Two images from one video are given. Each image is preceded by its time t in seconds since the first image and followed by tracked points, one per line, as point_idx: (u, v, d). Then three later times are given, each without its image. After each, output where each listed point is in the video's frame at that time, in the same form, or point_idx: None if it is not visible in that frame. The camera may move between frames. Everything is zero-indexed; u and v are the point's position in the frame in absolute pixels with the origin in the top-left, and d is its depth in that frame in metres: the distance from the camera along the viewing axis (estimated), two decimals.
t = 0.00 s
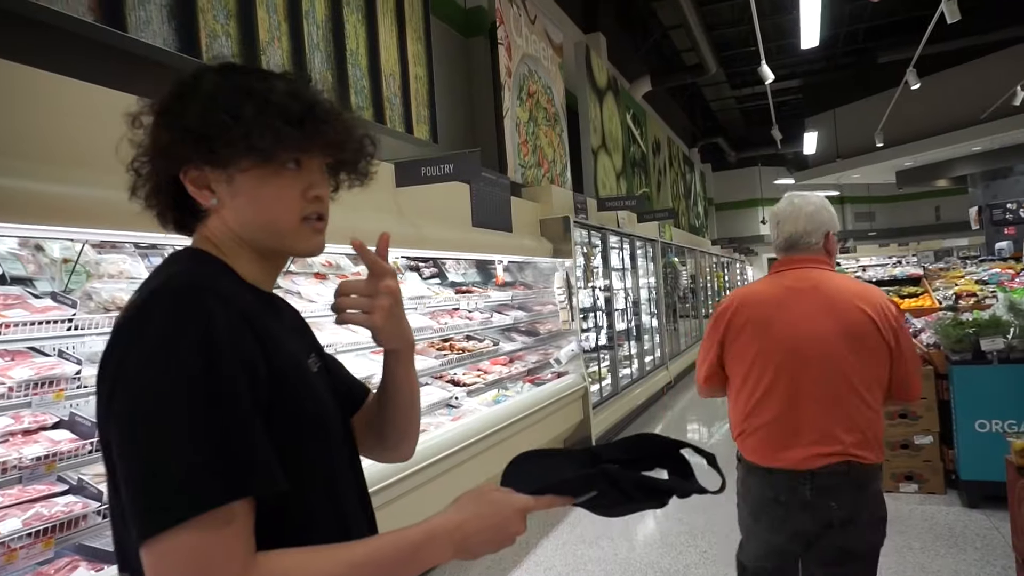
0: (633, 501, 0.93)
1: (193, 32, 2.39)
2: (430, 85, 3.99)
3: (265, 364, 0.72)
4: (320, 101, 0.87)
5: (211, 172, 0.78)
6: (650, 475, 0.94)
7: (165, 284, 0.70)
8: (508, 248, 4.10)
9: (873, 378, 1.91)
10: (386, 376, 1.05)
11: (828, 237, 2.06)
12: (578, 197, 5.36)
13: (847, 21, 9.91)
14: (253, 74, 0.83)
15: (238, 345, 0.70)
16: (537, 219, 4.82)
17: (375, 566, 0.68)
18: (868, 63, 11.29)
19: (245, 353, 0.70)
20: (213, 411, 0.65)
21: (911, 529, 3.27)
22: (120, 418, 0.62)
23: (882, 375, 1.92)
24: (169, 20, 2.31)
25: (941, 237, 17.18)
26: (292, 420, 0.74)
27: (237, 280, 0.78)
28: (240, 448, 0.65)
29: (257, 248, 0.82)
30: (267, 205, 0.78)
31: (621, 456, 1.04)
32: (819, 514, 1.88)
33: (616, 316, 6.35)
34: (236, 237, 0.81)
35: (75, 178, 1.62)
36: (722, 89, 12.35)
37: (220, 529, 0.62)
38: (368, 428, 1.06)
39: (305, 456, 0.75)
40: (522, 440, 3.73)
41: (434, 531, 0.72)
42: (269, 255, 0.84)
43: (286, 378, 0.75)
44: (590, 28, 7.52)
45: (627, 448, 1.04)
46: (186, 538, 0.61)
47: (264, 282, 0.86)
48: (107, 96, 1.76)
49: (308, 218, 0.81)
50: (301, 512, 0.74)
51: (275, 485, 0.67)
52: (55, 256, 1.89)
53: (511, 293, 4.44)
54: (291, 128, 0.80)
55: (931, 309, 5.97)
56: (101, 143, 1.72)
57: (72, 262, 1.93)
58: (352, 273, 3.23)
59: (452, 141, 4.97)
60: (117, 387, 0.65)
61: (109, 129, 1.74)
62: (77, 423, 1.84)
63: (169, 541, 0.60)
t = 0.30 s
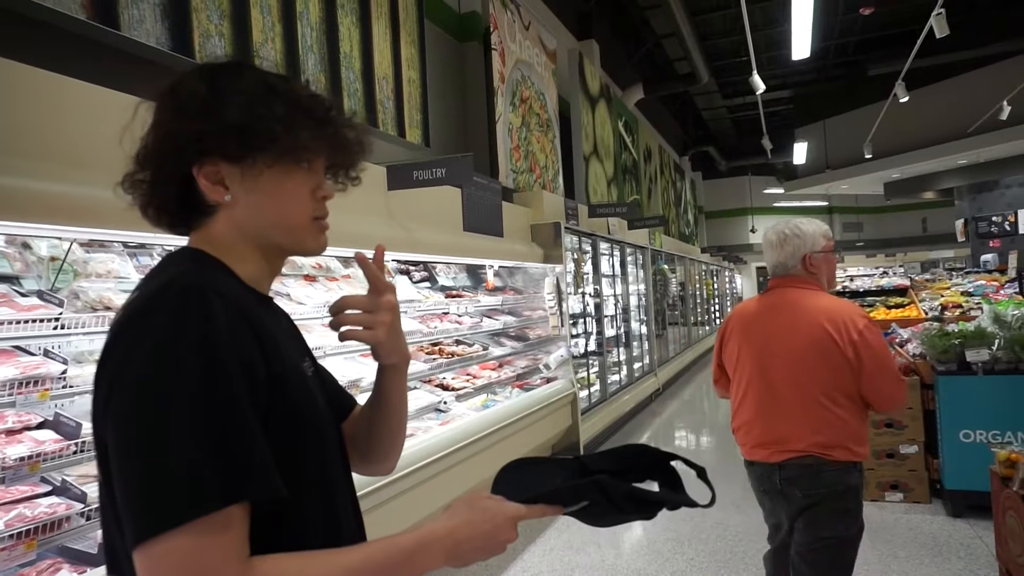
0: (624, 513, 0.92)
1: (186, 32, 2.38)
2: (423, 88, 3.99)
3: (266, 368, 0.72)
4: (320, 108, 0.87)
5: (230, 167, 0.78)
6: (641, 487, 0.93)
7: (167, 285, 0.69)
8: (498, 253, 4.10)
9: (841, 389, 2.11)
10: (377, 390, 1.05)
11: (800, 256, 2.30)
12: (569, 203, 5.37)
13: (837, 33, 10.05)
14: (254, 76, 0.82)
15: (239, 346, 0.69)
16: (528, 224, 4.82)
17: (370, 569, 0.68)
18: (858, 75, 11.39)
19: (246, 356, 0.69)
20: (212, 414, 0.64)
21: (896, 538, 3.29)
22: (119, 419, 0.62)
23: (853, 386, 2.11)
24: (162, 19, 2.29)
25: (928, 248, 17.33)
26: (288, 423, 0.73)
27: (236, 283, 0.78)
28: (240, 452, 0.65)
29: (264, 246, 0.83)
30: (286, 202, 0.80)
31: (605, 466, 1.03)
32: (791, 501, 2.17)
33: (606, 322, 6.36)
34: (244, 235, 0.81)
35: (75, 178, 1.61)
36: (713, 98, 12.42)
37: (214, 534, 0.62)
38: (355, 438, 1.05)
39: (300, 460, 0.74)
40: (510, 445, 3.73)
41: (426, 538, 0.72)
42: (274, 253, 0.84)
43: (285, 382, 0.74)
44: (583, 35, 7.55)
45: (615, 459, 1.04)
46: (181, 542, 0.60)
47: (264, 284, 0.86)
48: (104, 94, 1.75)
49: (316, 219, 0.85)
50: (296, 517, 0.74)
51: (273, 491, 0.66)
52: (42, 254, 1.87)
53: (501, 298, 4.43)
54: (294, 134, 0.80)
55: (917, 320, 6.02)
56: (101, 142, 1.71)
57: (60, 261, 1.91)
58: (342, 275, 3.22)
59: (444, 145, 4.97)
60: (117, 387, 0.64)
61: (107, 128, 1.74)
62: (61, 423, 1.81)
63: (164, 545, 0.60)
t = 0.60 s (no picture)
0: (611, 508, 0.91)
1: (170, 31, 2.36)
2: (409, 89, 3.98)
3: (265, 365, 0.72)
4: (315, 106, 0.87)
5: (236, 162, 0.77)
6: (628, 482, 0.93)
7: (166, 282, 0.68)
8: (485, 253, 4.10)
9: (809, 363, 2.25)
10: (367, 387, 1.05)
11: (778, 249, 2.46)
12: (555, 204, 5.38)
13: (820, 36, 10.17)
14: (251, 73, 0.82)
15: (239, 346, 0.69)
16: (514, 224, 4.83)
17: (366, 567, 0.69)
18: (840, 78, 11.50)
19: (246, 354, 0.69)
20: (213, 413, 0.64)
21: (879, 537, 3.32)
22: (118, 418, 0.61)
23: (817, 357, 2.23)
24: (145, 16, 2.27)
25: (909, 250, 17.54)
26: (287, 421, 0.73)
27: (233, 282, 0.77)
28: (239, 453, 0.64)
29: (262, 244, 0.82)
30: (289, 199, 0.80)
31: (591, 461, 1.03)
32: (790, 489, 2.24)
33: (591, 322, 6.38)
34: (244, 232, 0.80)
35: (72, 179, 1.62)
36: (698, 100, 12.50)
37: (213, 535, 0.61)
38: (344, 437, 1.05)
39: (298, 459, 0.74)
40: (496, 446, 3.72)
41: (420, 536, 0.72)
42: (270, 251, 0.84)
43: (282, 379, 0.74)
44: (569, 37, 7.57)
45: (601, 454, 1.04)
46: (179, 543, 0.60)
47: (255, 283, 0.85)
48: (98, 96, 1.76)
49: (312, 216, 0.85)
50: (295, 516, 0.73)
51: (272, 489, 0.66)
52: (22, 254, 1.83)
53: (487, 298, 4.42)
54: (295, 132, 0.80)
55: (898, 320, 6.08)
56: (97, 144, 1.73)
57: (40, 261, 1.87)
58: (327, 275, 3.19)
59: (430, 146, 4.97)
60: (116, 387, 0.64)
61: (100, 128, 1.74)
62: (42, 425, 1.79)
63: (162, 546, 0.60)
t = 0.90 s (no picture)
0: (603, 508, 0.92)
1: (158, 30, 2.35)
2: (397, 90, 3.98)
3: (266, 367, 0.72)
4: (310, 108, 0.88)
5: (240, 161, 0.78)
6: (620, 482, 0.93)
7: (168, 285, 0.68)
8: (472, 254, 4.11)
9: (801, 368, 2.30)
10: (362, 389, 1.05)
11: (790, 253, 2.44)
12: (542, 205, 5.39)
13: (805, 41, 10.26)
14: (251, 74, 0.82)
15: (241, 348, 0.69)
16: (502, 226, 4.83)
17: (365, 567, 0.69)
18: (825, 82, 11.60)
19: (247, 357, 0.69)
20: (216, 416, 0.64)
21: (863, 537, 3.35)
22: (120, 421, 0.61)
23: (811, 350, 2.27)
24: (132, 15, 2.26)
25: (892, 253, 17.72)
26: (288, 422, 0.73)
27: (232, 282, 0.77)
28: (241, 455, 0.64)
29: (264, 243, 0.83)
30: (290, 198, 0.82)
31: (582, 461, 1.04)
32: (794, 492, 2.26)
33: (578, 324, 6.39)
34: (245, 231, 0.81)
35: (62, 179, 1.60)
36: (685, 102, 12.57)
37: (216, 537, 0.62)
38: (337, 438, 1.05)
39: (298, 460, 0.74)
40: (484, 447, 3.72)
41: (417, 535, 0.73)
42: (269, 251, 0.85)
43: (283, 381, 0.74)
44: (557, 39, 7.59)
45: (592, 453, 1.05)
46: (181, 545, 0.60)
47: (252, 281, 0.85)
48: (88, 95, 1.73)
49: (308, 214, 0.87)
50: (295, 516, 0.74)
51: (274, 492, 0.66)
52: (6, 254, 1.81)
53: (475, 300, 4.42)
54: (294, 132, 0.81)
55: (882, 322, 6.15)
56: (86, 144, 1.70)
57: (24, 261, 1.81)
58: (314, 276, 3.18)
59: (417, 146, 4.96)
60: (119, 389, 0.64)
61: (89, 127, 1.72)
62: (26, 427, 1.76)
63: (165, 548, 0.60)
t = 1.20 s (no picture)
0: (590, 503, 0.93)
1: (136, 24, 2.32)
2: (379, 87, 3.96)
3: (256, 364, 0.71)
4: (296, 103, 0.87)
5: (225, 155, 0.77)
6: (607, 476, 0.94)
7: (157, 281, 0.67)
8: (454, 252, 4.10)
9: (787, 365, 2.37)
10: (349, 384, 1.05)
11: (793, 251, 2.47)
12: (524, 203, 5.39)
13: (785, 41, 10.36)
14: (238, 68, 0.82)
15: (232, 346, 0.68)
16: (484, 223, 4.83)
17: (354, 564, 0.69)
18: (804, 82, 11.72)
19: (239, 353, 0.69)
20: (208, 412, 0.64)
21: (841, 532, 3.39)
22: (110, 417, 0.61)
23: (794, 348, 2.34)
24: (111, 8, 2.23)
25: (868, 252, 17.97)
26: (277, 419, 0.73)
27: (218, 277, 0.76)
28: (233, 452, 0.64)
29: (250, 238, 0.82)
30: (275, 193, 0.81)
31: (569, 457, 1.05)
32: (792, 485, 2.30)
33: (560, 322, 6.41)
34: (230, 225, 0.80)
35: (36, 175, 1.58)
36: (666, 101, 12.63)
37: (207, 533, 0.62)
38: (324, 435, 1.04)
39: (288, 457, 0.74)
40: (465, 445, 3.72)
41: (405, 533, 0.72)
42: (256, 247, 0.84)
43: (272, 377, 0.73)
44: (540, 37, 7.59)
45: (577, 448, 1.06)
46: (171, 543, 0.60)
47: (239, 276, 0.85)
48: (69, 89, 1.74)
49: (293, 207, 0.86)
50: (286, 513, 0.73)
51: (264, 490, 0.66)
52: None
53: (456, 297, 4.42)
54: (278, 125, 0.81)
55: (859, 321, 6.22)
56: (62, 140, 1.69)
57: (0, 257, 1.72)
58: (294, 273, 3.15)
59: (400, 143, 4.94)
60: (107, 388, 0.63)
61: (67, 122, 1.71)
62: None
63: (155, 546, 0.60)
